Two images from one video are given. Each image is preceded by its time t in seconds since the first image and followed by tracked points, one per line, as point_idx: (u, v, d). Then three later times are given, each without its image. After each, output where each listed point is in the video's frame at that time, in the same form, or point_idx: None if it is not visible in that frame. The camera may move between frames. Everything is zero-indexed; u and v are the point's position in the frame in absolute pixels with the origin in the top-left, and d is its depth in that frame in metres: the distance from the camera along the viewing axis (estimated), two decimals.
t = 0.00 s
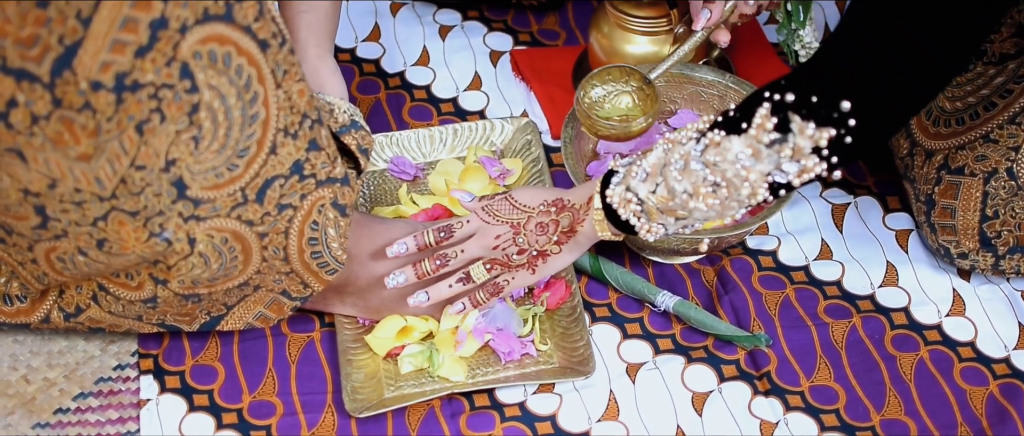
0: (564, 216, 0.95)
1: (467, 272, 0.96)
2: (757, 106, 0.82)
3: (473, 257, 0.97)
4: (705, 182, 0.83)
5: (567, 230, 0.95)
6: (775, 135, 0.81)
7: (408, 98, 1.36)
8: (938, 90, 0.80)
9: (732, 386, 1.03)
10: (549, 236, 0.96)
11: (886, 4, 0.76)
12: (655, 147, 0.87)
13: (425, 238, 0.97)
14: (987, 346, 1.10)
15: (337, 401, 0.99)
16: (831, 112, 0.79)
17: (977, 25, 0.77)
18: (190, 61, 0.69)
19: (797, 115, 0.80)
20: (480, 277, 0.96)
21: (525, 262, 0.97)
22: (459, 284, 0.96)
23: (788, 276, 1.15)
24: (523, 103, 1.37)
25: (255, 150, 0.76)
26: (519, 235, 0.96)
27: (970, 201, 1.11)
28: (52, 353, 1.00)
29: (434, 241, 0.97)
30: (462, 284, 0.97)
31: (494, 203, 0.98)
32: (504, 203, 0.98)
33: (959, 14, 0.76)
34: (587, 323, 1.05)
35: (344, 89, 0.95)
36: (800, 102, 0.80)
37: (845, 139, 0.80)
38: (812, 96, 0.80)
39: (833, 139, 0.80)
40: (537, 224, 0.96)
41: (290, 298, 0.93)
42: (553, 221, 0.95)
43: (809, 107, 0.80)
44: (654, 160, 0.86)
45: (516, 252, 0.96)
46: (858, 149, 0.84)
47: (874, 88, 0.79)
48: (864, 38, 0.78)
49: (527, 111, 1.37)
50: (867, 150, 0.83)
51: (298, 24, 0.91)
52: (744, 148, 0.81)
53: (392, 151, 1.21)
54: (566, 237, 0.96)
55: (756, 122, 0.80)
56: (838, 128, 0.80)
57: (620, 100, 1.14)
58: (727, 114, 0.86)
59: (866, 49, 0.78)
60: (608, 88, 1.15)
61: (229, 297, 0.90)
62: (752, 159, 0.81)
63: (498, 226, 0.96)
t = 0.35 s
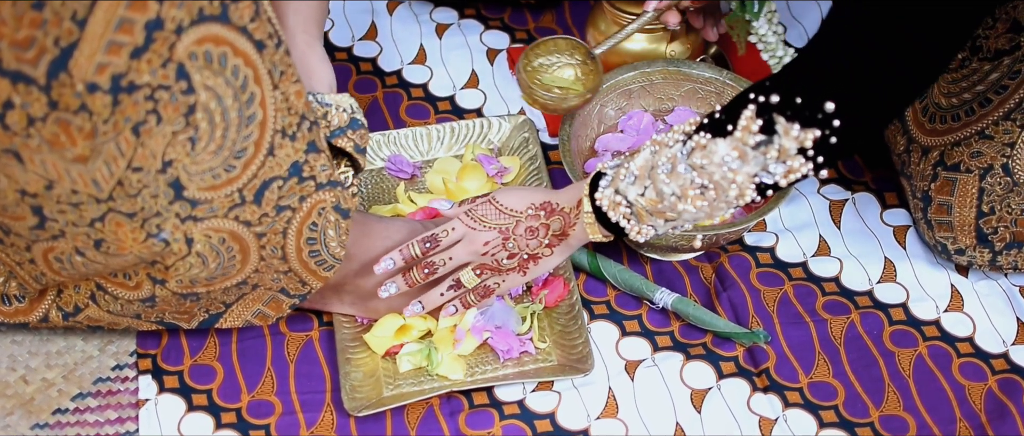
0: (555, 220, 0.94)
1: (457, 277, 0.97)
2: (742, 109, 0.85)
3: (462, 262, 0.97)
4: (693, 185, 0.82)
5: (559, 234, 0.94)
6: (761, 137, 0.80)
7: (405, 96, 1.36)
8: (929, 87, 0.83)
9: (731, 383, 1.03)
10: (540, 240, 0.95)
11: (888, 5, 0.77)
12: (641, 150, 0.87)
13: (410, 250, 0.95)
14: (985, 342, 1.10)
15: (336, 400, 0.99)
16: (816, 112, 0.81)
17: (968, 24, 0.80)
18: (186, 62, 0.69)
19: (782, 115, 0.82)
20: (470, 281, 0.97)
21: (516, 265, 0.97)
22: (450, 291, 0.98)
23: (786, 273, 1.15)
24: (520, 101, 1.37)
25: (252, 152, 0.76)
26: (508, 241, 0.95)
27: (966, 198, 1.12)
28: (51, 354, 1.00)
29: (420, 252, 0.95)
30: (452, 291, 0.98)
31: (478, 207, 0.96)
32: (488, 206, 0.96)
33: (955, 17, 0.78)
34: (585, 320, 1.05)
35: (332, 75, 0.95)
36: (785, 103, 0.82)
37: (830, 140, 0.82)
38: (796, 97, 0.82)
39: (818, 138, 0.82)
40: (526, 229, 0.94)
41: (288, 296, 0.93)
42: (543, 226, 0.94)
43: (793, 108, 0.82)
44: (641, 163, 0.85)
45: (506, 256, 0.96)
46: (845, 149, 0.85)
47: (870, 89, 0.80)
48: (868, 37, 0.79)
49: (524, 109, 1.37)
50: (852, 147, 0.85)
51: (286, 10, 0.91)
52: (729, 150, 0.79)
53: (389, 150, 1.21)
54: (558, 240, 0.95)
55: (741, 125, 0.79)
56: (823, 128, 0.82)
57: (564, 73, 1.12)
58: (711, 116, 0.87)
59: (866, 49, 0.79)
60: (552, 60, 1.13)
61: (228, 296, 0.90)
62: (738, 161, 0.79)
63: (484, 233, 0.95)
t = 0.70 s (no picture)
0: (529, 226, 0.94)
1: (435, 288, 0.96)
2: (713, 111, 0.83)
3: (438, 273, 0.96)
4: (667, 188, 0.82)
5: (534, 239, 0.94)
6: (732, 139, 0.79)
7: (403, 97, 1.36)
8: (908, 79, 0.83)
9: (731, 382, 1.03)
10: (515, 247, 0.95)
11: (890, 5, 0.74)
12: (615, 153, 0.87)
13: (387, 268, 0.94)
14: (984, 339, 1.10)
15: (336, 401, 0.99)
16: (788, 115, 0.79)
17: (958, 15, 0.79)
18: (185, 64, 0.69)
19: (753, 118, 0.80)
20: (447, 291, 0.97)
21: (494, 272, 0.97)
22: (427, 302, 0.97)
23: (784, 271, 1.16)
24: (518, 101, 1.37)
25: (252, 154, 0.76)
26: (484, 250, 0.94)
27: (962, 196, 1.12)
28: (50, 356, 0.99)
29: (394, 269, 0.94)
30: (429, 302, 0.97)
31: (451, 217, 0.95)
32: (461, 217, 0.95)
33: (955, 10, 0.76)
34: (584, 320, 1.05)
35: (319, 69, 0.91)
36: (756, 104, 0.80)
37: (800, 141, 0.81)
38: (767, 99, 0.80)
39: (788, 140, 0.80)
40: (501, 237, 0.94)
41: (288, 285, 0.93)
42: (517, 232, 0.94)
43: (764, 110, 0.80)
44: (615, 166, 0.85)
45: (483, 265, 0.95)
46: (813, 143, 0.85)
47: (862, 86, 0.79)
48: (869, 35, 0.75)
49: (521, 109, 1.36)
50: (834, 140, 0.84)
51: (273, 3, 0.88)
52: (701, 153, 0.79)
53: (387, 151, 1.21)
54: (533, 245, 0.95)
55: (712, 127, 0.79)
56: (794, 130, 0.80)
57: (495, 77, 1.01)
58: (684, 119, 0.86)
59: (865, 49, 0.76)
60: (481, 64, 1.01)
61: (228, 286, 0.90)
62: (710, 164, 0.79)
63: (460, 243, 0.94)
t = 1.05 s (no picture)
0: (517, 219, 0.95)
1: (418, 276, 0.97)
2: (698, 112, 0.81)
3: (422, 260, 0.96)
4: (651, 187, 0.82)
5: (521, 232, 0.96)
6: (716, 141, 0.80)
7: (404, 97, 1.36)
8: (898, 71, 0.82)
9: (733, 380, 1.03)
10: (503, 238, 0.96)
11: (891, 5, 0.72)
12: (601, 150, 0.86)
13: (371, 256, 0.94)
14: (987, 336, 1.10)
15: (338, 400, 1.00)
16: (770, 118, 0.78)
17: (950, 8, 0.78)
18: (188, 64, 0.69)
19: (736, 120, 0.80)
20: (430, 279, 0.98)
21: (479, 262, 0.98)
22: (407, 290, 0.98)
23: (786, 269, 1.16)
24: (519, 101, 1.37)
25: (255, 153, 0.76)
26: (472, 241, 0.95)
27: (961, 195, 1.13)
28: (53, 357, 0.99)
29: (380, 257, 0.95)
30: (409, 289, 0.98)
31: (437, 208, 0.94)
32: (447, 207, 0.94)
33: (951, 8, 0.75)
34: (587, 319, 1.05)
35: (317, 65, 0.89)
36: (740, 107, 0.79)
37: (783, 144, 0.80)
38: (750, 102, 0.79)
39: (771, 143, 0.80)
40: (489, 228, 0.95)
41: (290, 282, 0.93)
42: (505, 225, 0.95)
43: (747, 113, 0.79)
44: (600, 162, 0.85)
45: (469, 255, 0.97)
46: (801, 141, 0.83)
47: (858, 86, 0.77)
48: (870, 35, 0.73)
49: (522, 108, 1.36)
50: (820, 142, 0.83)
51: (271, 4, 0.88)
52: (685, 154, 0.80)
53: (389, 151, 1.21)
54: (520, 237, 0.97)
55: (697, 128, 0.79)
56: (776, 133, 0.79)
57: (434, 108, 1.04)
58: (671, 116, 0.84)
59: (866, 49, 0.74)
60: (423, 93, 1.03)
61: (230, 284, 0.90)
62: (694, 164, 0.80)
63: (448, 233, 0.95)
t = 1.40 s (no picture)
0: (517, 224, 0.96)
1: (414, 274, 0.97)
2: (690, 118, 0.83)
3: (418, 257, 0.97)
4: (646, 191, 0.82)
5: (521, 236, 0.97)
6: (709, 146, 0.81)
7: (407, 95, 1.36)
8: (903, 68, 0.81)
9: (737, 378, 1.03)
10: (502, 240, 0.97)
11: (890, 5, 0.71)
12: (598, 154, 0.87)
13: (370, 250, 0.96)
14: (990, 334, 1.10)
15: (342, 399, 1.00)
16: (761, 122, 0.80)
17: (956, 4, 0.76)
18: (192, 63, 0.69)
19: (727, 124, 0.81)
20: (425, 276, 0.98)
21: (476, 262, 0.99)
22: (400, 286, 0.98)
23: (789, 267, 1.16)
24: (521, 99, 1.37)
25: (258, 152, 0.76)
26: (472, 242, 0.97)
27: (962, 193, 1.12)
28: (56, 355, 0.99)
29: (377, 253, 0.96)
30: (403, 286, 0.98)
31: (438, 207, 0.95)
32: (448, 207, 0.95)
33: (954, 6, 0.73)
34: (590, 317, 1.05)
35: (319, 63, 0.89)
36: (730, 111, 0.81)
37: (776, 147, 0.81)
38: (741, 106, 0.81)
39: (764, 146, 0.81)
40: (489, 231, 0.96)
41: (293, 281, 0.93)
42: (505, 228, 0.96)
43: (738, 117, 0.81)
44: (597, 167, 0.86)
45: (468, 255, 0.98)
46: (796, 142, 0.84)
47: (859, 87, 0.77)
48: (869, 36, 0.73)
49: (525, 106, 1.36)
50: (817, 142, 0.83)
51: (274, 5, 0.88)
52: (678, 159, 0.81)
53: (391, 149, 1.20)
54: (519, 240, 0.98)
55: (689, 133, 0.80)
56: (768, 137, 0.81)
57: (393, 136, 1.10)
58: (665, 122, 0.86)
59: (866, 49, 0.74)
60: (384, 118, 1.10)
61: (234, 283, 0.90)
62: (688, 169, 0.80)
63: (449, 233, 0.96)
